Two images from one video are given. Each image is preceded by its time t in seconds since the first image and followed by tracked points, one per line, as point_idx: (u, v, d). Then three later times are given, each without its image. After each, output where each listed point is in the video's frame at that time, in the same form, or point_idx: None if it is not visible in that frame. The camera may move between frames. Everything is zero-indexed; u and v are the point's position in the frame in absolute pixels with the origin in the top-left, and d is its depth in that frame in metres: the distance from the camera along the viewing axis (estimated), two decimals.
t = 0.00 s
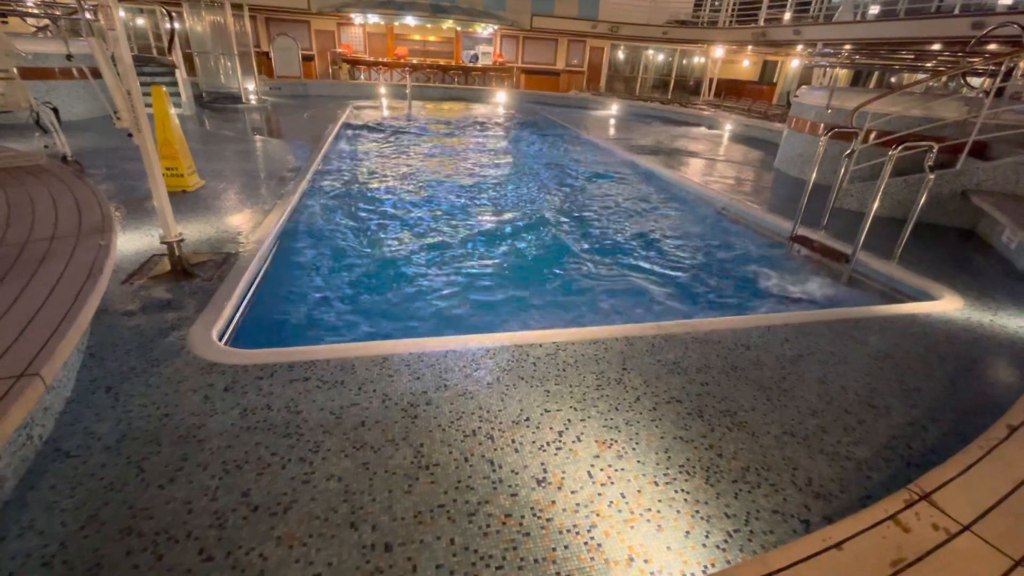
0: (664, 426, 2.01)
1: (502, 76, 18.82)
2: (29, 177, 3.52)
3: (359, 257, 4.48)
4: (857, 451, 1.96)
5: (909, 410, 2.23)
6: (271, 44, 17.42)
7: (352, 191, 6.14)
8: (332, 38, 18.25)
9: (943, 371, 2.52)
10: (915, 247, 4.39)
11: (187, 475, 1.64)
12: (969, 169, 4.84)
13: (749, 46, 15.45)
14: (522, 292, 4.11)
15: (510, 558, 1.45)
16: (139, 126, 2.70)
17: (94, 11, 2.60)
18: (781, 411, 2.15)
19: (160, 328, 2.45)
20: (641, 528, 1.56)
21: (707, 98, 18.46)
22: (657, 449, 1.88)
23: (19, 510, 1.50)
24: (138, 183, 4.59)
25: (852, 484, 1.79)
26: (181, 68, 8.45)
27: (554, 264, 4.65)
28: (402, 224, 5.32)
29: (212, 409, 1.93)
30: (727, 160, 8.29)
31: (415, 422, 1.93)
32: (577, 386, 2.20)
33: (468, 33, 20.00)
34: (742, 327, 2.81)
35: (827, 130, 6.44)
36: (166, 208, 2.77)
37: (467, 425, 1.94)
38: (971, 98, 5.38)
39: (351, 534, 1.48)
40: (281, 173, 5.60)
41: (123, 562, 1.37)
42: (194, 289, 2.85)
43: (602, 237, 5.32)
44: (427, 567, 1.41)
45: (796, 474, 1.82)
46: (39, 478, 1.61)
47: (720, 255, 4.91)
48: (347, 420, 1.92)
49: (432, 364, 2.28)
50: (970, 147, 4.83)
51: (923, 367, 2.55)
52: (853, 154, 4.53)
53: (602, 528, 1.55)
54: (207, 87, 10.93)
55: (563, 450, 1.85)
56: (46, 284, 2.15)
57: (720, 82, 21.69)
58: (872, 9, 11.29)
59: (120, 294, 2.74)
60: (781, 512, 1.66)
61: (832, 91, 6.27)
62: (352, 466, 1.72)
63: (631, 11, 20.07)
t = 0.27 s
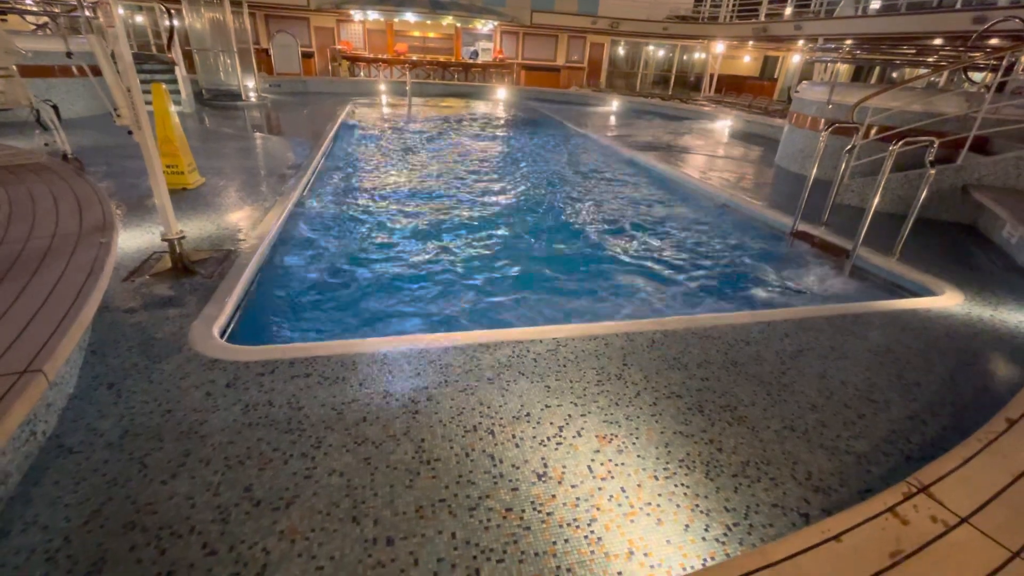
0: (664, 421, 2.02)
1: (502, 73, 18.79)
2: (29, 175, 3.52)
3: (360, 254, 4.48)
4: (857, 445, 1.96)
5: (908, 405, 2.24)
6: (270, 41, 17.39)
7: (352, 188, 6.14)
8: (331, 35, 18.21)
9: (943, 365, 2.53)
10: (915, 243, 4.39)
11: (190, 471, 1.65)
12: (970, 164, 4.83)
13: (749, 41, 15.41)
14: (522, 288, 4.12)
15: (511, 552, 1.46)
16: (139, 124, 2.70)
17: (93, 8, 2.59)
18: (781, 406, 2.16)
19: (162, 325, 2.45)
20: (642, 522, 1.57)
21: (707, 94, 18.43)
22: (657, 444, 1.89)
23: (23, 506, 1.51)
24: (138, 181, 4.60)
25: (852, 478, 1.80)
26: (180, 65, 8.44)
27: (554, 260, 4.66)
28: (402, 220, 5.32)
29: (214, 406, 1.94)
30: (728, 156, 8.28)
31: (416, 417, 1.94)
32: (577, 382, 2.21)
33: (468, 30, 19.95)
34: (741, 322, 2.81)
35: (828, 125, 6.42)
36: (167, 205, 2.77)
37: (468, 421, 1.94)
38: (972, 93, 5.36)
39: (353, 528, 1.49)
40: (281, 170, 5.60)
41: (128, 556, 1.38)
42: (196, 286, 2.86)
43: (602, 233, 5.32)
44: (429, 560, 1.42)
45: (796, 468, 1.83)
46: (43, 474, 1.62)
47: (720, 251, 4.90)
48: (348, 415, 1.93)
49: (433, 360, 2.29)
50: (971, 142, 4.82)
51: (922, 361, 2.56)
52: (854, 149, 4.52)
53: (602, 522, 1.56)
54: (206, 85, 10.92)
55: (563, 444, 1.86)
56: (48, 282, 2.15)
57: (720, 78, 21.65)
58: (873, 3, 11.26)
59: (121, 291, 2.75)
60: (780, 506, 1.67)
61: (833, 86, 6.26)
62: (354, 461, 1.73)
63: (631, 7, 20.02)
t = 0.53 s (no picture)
0: (664, 416, 2.02)
1: (503, 69, 18.78)
2: (31, 172, 3.53)
3: (361, 250, 4.49)
4: (857, 441, 1.97)
5: (908, 400, 2.24)
6: (271, 38, 17.39)
7: (353, 185, 6.15)
8: (332, 31, 18.19)
9: (944, 360, 2.53)
10: (916, 239, 4.38)
11: (193, 465, 1.67)
12: (972, 160, 4.81)
13: (751, 37, 15.36)
14: (523, 284, 4.13)
15: (512, 545, 1.47)
16: (140, 120, 2.71)
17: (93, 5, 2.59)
18: (781, 401, 2.16)
19: (163, 321, 2.46)
20: (642, 515, 1.58)
21: (709, 90, 18.40)
22: (657, 439, 1.90)
23: (27, 499, 1.53)
24: (140, 178, 4.61)
25: (851, 473, 1.80)
26: (181, 62, 8.42)
27: (555, 256, 4.67)
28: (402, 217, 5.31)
29: (217, 401, 1.95)
30: (729, 153, 8.27)
31: (417, 413, 1.95)
32: (577, 377, 2.21)
33: (468, 26, 19.91)
34: (742, 318, 2.81)
35: (830, 121, 6.40)
36: (168, 202, 2.78)
37: (469, 416, 1.95)
38: (975, 89, 5.34)
39: (355, 522, 1.50)
40: (282, 167, 5.61)
41: (131, 549, 1.40)
42: (198, 282, 2.87)
43: (603, 230, 5.32)
44: (430, 553, 1.43)
45: (795, 463, 1.83)
46: (46, 468, 1.64)
47: (722, 247, 4.89)
48: (349, 410, 1.93)
49: (434, 356, 2.30)
50: (973, 138, 4.80)
51: (922, 357, 2.56)
52: (855, 145, 4.50)
53: (602, 516, 1.57)
54: (207, 81, 10.93)
55: (563, 439, 1.87)
56: (51, 278, 2.16)
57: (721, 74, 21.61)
58: None
59: (123, 287, 2.76)
60: (780, 500, 1.67)
61: (835, 81, 6.23)
62: (355, 455, 1.74)
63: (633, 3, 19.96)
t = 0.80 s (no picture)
0: (665, 413, 2.03)
1: (505, 67, 18.76)
2: (34, 170, 3.54)
3: (363, 247, 4.50)
4: (858, 438, 1.97)
5: (909, 398, 2.24)
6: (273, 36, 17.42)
7: (355, 182, 6.16)
8: (333, 29, 18.20)
9: (945, 359, 2.53)
10: (918, 237, 4.37)
11: (196, 461, 1.68)
12: (975, 158, 4.80)
13: (754, 35, 15.31)
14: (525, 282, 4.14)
15: (513, 541, 1.48)
16: (144, 119, 2.72)
17: (96, 4, 2.60)
18: (783, 399, 2.17)
19: (167, 318, 2.47)
20: (643, 512, 1.58)
21: (711, 88, 18.35)
22: (658, 436, 1.90)
23: (33, 495, 1.54)
24: (143, 176, 4.62)
25: (852, 470, 1.81)
26: (183, 60, 8.43)
27: (558, 254, 4.68)
28: (404, 215, 5.32)
29: (220, 397, 1.96)
30: (731, 151, 8.25)
31: (419, 409, 1.95)
32: (579, 375, 2.22)
33: (470, 24, 19.89)
34: (744, 316, 2.81)
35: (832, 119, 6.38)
36: (171, 200, 2.79)
37: (470, 413, 1.96)
38: (978, 87, 5.32)
39: (357, 517, 1.51)
40: (284, 165, 5.62)
41: (135, 544, 1.41)
42: (200, 280, 2.88)
43: (604, 227, 5.33)
44: (431, 549, 1.44)
45: (796, 460, 1.84)
46: (51, 464, 1.65)
47: (726, 245, 4.88)
48: (352, 407, 1.94)
49: (435, 354, 2.31)
50: (976, 136, 4.78)
51: (924, 355, 2.55)
52: (858, 143, 4.48)
53: (603, 512, 1.58)
54: (210, 80, 10.96)
55: (565, 436, 1.87)
56: (55, 276, 2.17)
57: (724, 72, 21.56)
58: None
59: (126, 285, 2.77)
60: (781, 497, 1.68)
61: (838, 79, 6.21)
62: (357, 452, 1.75)
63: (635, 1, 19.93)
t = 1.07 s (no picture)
0: (669, 412, 2.03)
1: (507, 67, 18.79)
2: (40, 169, 3.56)
3: (365, 246, 4.51)
4: (862, 438, 1.96)
5: (914, 397, 2.23)
6: (276, 36, 17.46)
7: (358, 182, 6.17)
8: (337, 29, 18.24)
9: (950, 358, 2.52)
10: (923, 237, 4.36)
11: (201, 459, 1.68)
12: (980, 157, 4.78)
13: (758, 34, 15.27)
14: (528, 281, 4.14)
15: (517, 539, 1.48)
16: (149, 118, 2.73)
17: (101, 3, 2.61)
18: (787, 398, 2.16)
19: (172, 317, 2.48)
20: (646, 511, 1.58)
21: (715, 87, 18.32)
22: (662, 434, 1.91)
23: (39, 491, 1.55)
24: (147, 175, 4.64)
25: (856, 469, 1.80)
26: (187, 60, 8.45)
27: (561, 253, 4.68)
28: (407, 215, 5.32)
29: (225, 395, 1.97)
30: (734, 150, 8.23)
31: (423, 407, 1.96)
32: (582, 373, 2.22)
33: (473, 24, 19.88)
34: (746, 315, 2.81)
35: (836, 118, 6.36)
36: (176, 198, 2.80)
37: (474, 411, 1.96)
38: (984, 85, 5.29)
39: (362, 515, 1.52)
40: (287, 165, 5.63)
41: (142, 540, 1.42)
42: (204, 279, 2.89)
43: (607, 227, 5.32)
44: (435, 546, 1.44)
45: (800, 459, 1.83)
46: (58, 460, 1.66)
47: (731, 244, 4.86)
48: (356, 406, 1.95)
49: (440, 353, 2.31)
50: (981, 135, 4.76)
51: (928, 355, 2.54)
52: (862, 142, 4.46)
53: (607, 510, 1.58)
54: (213, 80, 10.99)
55: (568, 435, 1.87)
56: (61, 274, 2.18)
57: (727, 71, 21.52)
58: None
59: (131, 284, 2.78)
60: (785, 496, 1.68)
61: (842, 78, 6.19)
62: (361, 449, 1.75)
63: None
